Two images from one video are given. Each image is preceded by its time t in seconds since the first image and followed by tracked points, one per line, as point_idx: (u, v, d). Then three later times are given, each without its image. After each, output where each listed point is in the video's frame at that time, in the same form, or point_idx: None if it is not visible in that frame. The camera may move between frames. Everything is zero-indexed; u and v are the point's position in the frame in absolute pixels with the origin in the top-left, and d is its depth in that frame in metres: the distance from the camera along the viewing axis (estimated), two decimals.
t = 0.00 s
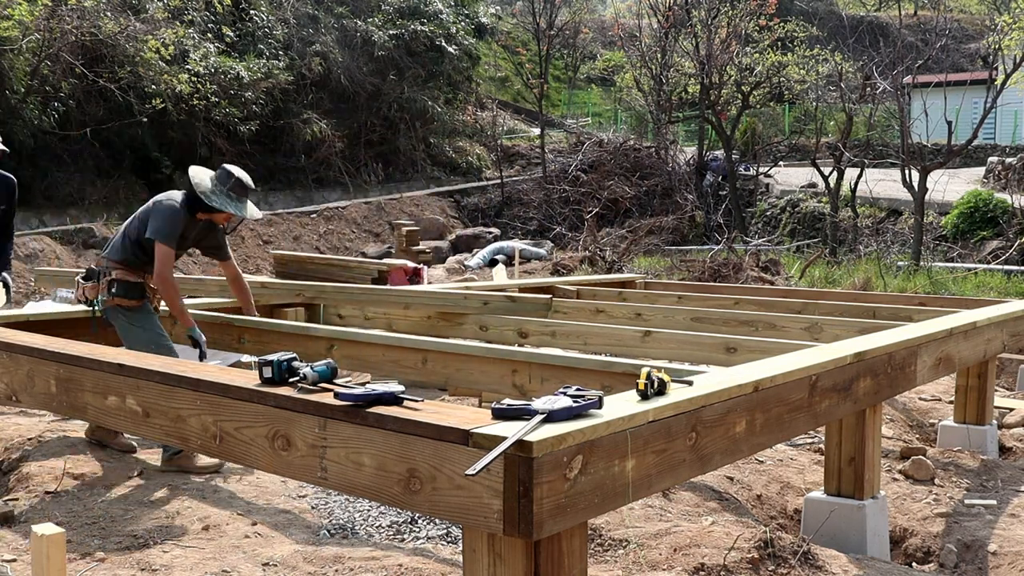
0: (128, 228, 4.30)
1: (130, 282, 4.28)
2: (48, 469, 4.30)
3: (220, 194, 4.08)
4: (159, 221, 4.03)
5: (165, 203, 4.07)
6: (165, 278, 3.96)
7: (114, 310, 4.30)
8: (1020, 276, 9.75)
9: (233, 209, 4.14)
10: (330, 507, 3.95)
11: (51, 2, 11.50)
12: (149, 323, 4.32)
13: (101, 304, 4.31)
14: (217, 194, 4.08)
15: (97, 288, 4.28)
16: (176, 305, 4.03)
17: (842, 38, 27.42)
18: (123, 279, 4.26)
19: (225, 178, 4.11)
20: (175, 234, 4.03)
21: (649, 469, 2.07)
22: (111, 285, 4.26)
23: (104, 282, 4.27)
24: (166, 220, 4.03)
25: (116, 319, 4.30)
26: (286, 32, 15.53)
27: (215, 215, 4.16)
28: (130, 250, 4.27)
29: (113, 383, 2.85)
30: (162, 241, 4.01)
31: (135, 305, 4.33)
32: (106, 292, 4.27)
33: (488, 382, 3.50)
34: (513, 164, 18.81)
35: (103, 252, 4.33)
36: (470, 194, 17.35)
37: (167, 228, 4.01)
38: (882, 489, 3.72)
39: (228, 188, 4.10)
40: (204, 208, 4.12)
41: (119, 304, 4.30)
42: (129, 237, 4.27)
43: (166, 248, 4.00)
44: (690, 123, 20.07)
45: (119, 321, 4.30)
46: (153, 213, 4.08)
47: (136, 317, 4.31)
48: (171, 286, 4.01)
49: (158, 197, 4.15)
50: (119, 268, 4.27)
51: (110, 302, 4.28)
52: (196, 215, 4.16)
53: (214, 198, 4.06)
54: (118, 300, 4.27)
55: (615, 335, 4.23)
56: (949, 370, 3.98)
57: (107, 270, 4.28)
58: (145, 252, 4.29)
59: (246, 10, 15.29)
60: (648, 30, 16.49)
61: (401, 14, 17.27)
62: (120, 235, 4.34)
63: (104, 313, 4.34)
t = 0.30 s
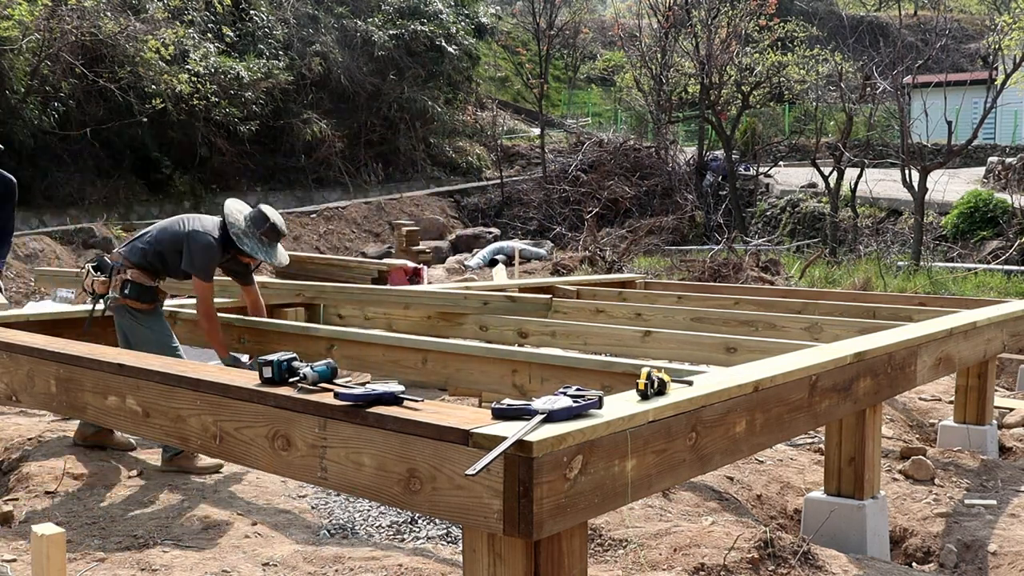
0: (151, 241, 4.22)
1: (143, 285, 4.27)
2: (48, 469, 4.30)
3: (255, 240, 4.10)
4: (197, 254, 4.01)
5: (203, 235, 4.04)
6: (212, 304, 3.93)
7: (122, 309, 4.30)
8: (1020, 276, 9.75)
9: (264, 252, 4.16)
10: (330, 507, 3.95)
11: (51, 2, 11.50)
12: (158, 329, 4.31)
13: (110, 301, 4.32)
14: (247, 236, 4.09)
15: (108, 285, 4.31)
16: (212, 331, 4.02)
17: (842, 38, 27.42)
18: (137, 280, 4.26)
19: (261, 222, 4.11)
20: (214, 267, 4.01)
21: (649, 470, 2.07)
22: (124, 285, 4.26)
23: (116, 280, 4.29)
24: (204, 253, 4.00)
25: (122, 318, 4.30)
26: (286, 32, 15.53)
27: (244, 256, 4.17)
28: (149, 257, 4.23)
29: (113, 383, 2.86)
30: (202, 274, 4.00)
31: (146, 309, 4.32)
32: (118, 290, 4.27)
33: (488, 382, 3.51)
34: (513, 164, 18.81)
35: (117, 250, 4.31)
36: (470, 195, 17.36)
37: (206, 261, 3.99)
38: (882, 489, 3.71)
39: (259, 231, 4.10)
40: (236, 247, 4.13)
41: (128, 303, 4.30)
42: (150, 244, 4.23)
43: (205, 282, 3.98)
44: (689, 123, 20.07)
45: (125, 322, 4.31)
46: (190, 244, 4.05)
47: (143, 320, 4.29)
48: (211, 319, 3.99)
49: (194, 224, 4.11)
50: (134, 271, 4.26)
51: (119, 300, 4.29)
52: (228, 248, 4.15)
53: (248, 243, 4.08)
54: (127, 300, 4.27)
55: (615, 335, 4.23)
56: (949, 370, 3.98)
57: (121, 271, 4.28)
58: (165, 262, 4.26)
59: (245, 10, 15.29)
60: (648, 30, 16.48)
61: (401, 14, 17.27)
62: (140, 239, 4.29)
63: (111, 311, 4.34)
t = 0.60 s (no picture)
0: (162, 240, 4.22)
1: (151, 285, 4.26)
2: (48, 469, 4.30)
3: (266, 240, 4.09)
4: (210, 255, 4.00)
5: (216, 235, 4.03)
6: (228, 305, 3.92)
7: (130, 311, 4.28)
8: (1020, 276, 9.75)
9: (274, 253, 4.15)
10: (330, 507, 3.95)
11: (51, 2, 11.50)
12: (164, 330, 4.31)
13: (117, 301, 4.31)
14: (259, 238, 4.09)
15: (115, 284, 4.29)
16: (227, 331, 4.03)
17: (842, 38, 27.42)
18: (146, 281, 4.25)
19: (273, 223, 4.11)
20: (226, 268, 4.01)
21: (649, 469, 2.07)
22: (132, 286, 4.24)
23: (123, 281, 4.27)
24: (216, 254, 3.98)
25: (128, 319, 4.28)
26: (286, 32, 15.53)
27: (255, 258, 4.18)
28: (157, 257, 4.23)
29: (113, 383, 2.85)
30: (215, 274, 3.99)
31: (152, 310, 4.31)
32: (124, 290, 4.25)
33: (488, 382, 3.50)
34: (513, 165, 18.80)
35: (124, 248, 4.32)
36: (470, 194, 17.35)
37: (220, 262, 3.98)
38: (882, 489, 3.71)
39: (272, 234, 4.10)
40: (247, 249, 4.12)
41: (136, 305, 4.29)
42: (159, 244, 4.23)
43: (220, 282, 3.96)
44: (689, 123, 20.07)
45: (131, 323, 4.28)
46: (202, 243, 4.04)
47: (149, 321, 4.28)
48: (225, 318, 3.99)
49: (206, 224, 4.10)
50: (142, 271, 4.26)
51: (127, 301, 4.27)
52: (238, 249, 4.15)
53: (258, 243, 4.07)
54: (136, 300, 4.25)
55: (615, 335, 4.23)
56: (949, 370, 3.98)
57: (129, 270, 4.27)
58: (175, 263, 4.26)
59: (246, 10, 15.30)
60: (648, 30, 16.48)
61: (401, 14, 17.27)
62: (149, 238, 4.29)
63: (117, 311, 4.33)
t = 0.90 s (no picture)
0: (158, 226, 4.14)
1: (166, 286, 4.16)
2: (48, 469, 4.30)
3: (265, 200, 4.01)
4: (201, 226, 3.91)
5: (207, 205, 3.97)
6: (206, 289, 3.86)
7: (142, 313, 4.20)
8: (1020, 276, 9.75)
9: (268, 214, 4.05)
10: (330, 507, 3.95)
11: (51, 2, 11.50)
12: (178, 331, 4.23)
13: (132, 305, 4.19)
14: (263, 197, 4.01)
15: (126, 287, 4.14)
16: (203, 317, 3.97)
17: (842, 38, 27.42)
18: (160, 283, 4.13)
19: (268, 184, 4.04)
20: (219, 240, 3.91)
21: (649, 469, 2.07)
22: (147, 290, 4.12)
23: (134, 284, 4.14)
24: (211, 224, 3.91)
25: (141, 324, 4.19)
26: (286, 32, 15.54)
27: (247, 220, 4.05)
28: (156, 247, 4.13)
29: (113, 383, 2.85)
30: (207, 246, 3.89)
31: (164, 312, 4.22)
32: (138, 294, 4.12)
33: (488, 382, 3.51)
34: (513, 164, 18.80)
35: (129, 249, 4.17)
36: (470, 195, 17.35)
37: (210, 233, 3.88)
38: (882, 489, 3.71)
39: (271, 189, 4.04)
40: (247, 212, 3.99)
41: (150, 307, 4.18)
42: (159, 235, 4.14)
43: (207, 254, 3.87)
44: (689, 124, 20.08)
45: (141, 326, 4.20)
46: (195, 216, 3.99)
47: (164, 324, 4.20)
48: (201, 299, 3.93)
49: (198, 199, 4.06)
50: (150, 269, 4.14)
51: (140, 305, 4.18)
52: (232, 221, 4.08)
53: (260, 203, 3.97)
54: (151, 304, 4.14)
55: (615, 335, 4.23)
56: (949, 370, 3.98)
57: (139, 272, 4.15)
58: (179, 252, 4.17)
59: (245, 10, 15.30)
60: (648, 30, 16.48)
61: (401, 14, 17.29)
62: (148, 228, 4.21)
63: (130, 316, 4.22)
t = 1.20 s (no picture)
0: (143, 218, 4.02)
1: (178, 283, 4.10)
2: (48, 469, 4.30)
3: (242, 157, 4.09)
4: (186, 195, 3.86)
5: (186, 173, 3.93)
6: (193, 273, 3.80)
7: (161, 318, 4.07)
8: (1020, 276, 9.75)
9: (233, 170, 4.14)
10: (330, 507, 3.95)
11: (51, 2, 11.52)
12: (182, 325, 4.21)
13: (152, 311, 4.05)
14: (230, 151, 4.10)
15: (149, 292, 3.97)
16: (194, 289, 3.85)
17: (842, 38, 27.41)
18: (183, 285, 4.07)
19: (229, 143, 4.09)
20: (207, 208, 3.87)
21: (649, 469, 2.07)
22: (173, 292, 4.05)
23: (154, 287, 3.99)
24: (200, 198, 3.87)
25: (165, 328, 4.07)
26: (286, 32, 15.54)
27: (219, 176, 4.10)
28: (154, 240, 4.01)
29: (113, 383, 2.85)
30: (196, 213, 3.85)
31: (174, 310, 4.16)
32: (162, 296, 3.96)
33: (488, 382, 3.50)
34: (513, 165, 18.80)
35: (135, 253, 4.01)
36: (470, 195, 17.35)
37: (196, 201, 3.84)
38: (882, 489, 3.71)
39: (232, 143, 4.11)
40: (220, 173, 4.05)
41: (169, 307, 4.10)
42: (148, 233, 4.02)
43: (193, 222, 3.81)
44: (689, 123, 20.08)
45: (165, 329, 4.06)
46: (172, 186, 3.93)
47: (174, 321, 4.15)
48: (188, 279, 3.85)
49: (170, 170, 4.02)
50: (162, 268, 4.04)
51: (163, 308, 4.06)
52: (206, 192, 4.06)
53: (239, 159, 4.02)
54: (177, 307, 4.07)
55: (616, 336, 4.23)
56: (949, 370, 3.98)
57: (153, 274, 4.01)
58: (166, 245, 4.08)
59: (246, 10, 15.31)
60: (648, 30, 16.48)
61: (401, 14, 17.30)
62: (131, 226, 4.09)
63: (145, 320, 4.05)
